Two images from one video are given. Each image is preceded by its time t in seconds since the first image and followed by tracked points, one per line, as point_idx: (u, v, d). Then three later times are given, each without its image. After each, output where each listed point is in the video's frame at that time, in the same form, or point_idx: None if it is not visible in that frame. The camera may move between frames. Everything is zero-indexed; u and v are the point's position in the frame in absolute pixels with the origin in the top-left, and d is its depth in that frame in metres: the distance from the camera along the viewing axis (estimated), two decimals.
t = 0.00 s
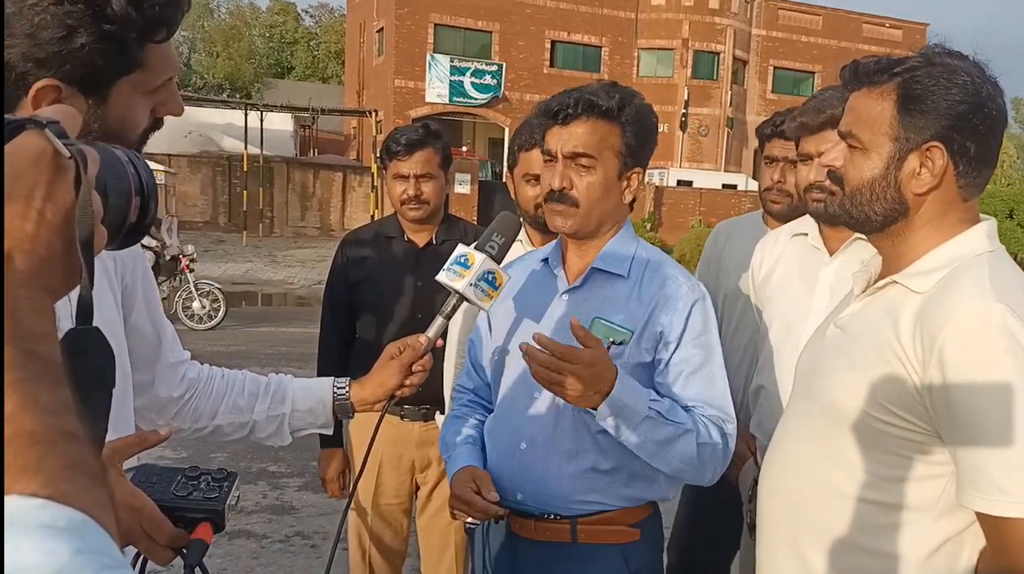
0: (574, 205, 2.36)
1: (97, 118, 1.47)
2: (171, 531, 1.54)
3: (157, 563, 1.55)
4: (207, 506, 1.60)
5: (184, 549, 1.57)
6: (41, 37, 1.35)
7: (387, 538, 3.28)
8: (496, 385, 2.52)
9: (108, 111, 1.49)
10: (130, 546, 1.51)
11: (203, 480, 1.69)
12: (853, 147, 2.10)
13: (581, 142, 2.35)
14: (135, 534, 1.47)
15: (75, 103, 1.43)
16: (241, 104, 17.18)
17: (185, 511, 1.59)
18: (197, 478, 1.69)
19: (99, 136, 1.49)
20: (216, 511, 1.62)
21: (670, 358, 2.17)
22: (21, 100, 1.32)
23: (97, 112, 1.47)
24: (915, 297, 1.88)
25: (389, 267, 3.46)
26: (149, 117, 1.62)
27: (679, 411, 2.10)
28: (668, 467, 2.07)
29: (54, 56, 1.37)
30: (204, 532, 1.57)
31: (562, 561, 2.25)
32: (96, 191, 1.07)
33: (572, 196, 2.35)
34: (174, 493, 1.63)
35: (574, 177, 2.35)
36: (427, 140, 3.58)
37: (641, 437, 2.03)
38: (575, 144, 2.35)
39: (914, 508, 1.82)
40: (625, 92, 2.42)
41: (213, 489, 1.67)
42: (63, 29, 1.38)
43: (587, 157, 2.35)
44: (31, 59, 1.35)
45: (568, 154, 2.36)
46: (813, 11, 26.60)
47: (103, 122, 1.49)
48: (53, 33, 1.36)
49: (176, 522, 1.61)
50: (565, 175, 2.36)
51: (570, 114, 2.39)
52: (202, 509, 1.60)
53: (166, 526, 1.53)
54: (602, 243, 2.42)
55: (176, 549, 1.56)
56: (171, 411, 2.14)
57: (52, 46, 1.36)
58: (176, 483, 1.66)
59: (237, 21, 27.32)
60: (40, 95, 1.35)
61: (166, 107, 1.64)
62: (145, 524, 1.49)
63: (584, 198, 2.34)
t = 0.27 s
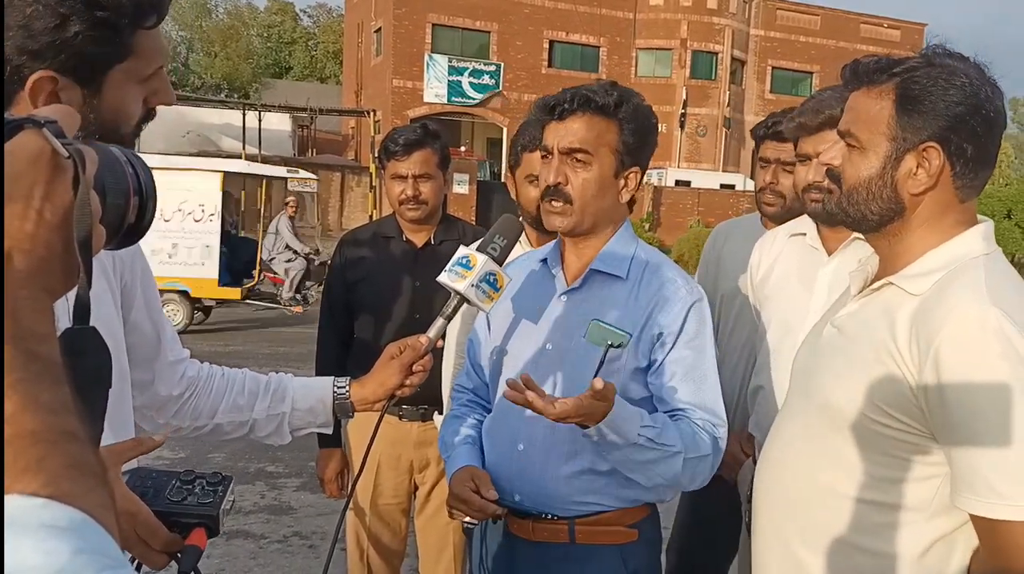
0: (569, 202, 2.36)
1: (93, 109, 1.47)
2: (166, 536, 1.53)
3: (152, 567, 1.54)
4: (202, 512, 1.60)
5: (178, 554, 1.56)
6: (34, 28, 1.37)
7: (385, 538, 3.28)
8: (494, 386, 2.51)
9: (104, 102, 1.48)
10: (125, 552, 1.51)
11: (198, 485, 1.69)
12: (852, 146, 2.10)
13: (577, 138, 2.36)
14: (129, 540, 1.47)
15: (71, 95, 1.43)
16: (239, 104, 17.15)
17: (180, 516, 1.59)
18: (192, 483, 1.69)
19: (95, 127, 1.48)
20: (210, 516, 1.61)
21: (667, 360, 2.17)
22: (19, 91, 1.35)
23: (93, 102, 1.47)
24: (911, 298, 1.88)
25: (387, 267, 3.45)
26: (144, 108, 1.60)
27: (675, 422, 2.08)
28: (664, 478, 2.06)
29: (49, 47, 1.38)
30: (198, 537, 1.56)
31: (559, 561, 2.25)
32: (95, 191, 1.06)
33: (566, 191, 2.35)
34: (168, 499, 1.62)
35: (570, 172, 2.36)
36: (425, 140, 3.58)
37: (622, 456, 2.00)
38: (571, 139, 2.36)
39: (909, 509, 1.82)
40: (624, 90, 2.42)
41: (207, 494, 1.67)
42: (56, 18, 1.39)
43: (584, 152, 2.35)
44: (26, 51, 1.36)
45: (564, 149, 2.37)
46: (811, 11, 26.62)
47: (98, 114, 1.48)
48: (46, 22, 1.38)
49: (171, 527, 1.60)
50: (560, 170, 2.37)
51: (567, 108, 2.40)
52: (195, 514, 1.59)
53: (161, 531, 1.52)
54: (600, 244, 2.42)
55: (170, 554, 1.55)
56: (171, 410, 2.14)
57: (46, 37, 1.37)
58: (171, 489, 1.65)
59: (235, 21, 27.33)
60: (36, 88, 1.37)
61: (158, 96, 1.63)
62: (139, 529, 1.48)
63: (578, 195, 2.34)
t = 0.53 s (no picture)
0: (565, 199, 2.36)
1: (84, 103, 1.46)
2: (162, 538, 1.53)
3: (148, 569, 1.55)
4: (198, 514, 1.59)
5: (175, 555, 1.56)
6: (24, 20, 1.36)
7: (383, 538, 3.28)
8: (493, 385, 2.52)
9: (96, 95, 1.48)
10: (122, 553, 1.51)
11: (195, 487, 1.69)
12: (845, 146, 2.11)
13: (574, 136, 2.36)
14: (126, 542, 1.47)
15: (62, 89, 1.43)
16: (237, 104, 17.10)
17: (176, 518, 1.58)
18: (189, 485, 1.69)
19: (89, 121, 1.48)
20: (206, 519, 1.60)
21: (663, 360, 2.17)
22: (12, 86, 1.35)
23: (85, 96, 1.47)
24: (904, 296, 1.88)
25: (385, 267, 3.45)
26: (136, 102, 1.60)
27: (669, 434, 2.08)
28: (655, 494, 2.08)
29: (40, 39, 1.38)
30: (195, 539, 1.55)
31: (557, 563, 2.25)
32: (93, 193, 1.06)
33: (563, 188, 2.35)
34: (165, 499, 1.62)
35: (566, 169, 2.36)
36: (423, 140, 3.58)
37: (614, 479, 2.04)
38: (568, 137, 2.37)
39: (905, 505, 1.82)
40: (622, 89, 2.42)
41: (204, 496, 1.66)
42: (45, 10, 1.38)
43: (580, 150, 2.36)
44: (18, 45, 1.36)
45: (561, 147, 2.38)
46: (809, 11, 26.62)
47: (90, 108, 1.47)
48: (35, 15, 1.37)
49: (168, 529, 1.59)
50: (557, 167, 2.37)
51: (564, 106, 2.42)
52: (192, 516, 1.58)
53: (158, 532, 1.52)
54: (599, 244, 2.42)
55: (166, 556, 1.55)
56: (166, 410, 2.13)
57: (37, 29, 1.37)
58: (168, 490, 1.65)
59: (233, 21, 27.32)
60: (28, 83, 1.38)
61: (150, 90, 1.63)
62: (137, 531, 1.47)
63: (576, 191, 2.34)
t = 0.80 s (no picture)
0: (563, 197, 2.36)
1: (79, 97, 1.45)
2: (165, 538, 1.54)
3: (150, 569, 1.56)
4: (200, 514, 1.57)
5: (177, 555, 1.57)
6: (19, 12, 1.35)
7: (382, 537, 3.28)
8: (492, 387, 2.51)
9: (91, 87, 1.47)
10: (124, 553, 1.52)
11: (195, 486, 1.67)
12: (836, 146, 2.11)
13: (573, 134, 2.37)
14: (129, 542, 1.48)
15: (56, 82, 1.41)
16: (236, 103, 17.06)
17: (179, 518, 1.57)
18: (189, 485, 1.67)
19: (85, 115, 1.47)
20: (208, 519, 1.58)
21: (660, 360, 2.17)
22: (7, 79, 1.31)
23: (80, 89, 1.46)
24: (897, 292, 1.88)
25: (383, 267, 3.45)
26: (130, 98, 1.59)
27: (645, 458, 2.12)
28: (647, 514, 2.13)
29: (34, 30, 1.37)
30: (197, 538, 1.54)
31: (555, 565, 2.24)
32: (93, 197, 1.06)
33: (561, 187, 2.35)
34: (166, 500, 1.60)
35: (563, 169, 2.36)
36: (422, 140, 3.58)
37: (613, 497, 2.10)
38: (566, 135, 2.37)
39: (901, 501, 1.82)
40: (620, 87, 2.41)
41: (205, 496, 1.64)
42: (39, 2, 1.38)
43: (577, 148, 2.36)
44: (12, 37, 1.35)
45: (558, 145, 2.38)
46: (808, 11, 26.64)
47: (86, 101, 1.47)
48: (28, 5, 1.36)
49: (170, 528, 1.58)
50: (554, 166, 2.37)
51: (562, 104, 2.42)
52: (194, 516, 1.57)
53: (161, 532, 1.54)
54: (596, 243, 2.41)
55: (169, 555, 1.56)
56: (161, 410, 2.12)
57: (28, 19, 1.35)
58: (169, 490, 1.62)
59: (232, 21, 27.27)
60: (23, 76, 1.34)
61: (144, 87, 1.63)
62: (139, 530, 1.49)
63: (573, 191, 2.34)
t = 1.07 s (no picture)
0: (568, 199, 2.36)
1: (82, 91, 1.45)
2: (168, 536, 1.55)
3: (152, 567, 1.56)
4: (201, 511, 1.59)
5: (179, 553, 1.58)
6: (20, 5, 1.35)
7: (382, 538, 3.28)
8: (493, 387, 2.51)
9: (92, 80, 1.47)
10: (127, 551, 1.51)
11: (195, 484, 1.68)
12: (829, 147, 2.11)
13: (573, 134, 2.36)
14: (132, 540, 1.48)
15: (58, 76, 1.41)
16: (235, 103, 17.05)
17: (180, 516, 1.58)
18: (189, 483, 1.68)
19: (85, 109, 1.47)
20: (211, 515, 1.60)
21: (662, 359, 2.17)
22: (9, 74, 1.32)
23: (81, 83, 1.45)
24: (891, 290, 1.88)
25: (382, 266, 3.45)
26: (132, 93, 1.60)
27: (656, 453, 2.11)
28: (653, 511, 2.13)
29: (35, 25, 1.36)
30: (200, 535, 1.56)
31: (555, 564, 2.24)
32: (95, 194, 1.06)
33: (565, 189, 2.35)
34: (167, 498, 1.61)
35: (567, 170, 2.36)
36: (421, 140, 3.58)
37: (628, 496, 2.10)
38: (566, 136, 2.37)
39: (900, 499, 1.82)
40: (614, 85, 2.42)
41: (206, 494, 1.66)
42: None
43: (580, 148, 2.36)
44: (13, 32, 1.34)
45: (560, 147, 2.37)
46: (806, 10, 26.65)
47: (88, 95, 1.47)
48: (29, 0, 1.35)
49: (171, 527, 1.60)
50: (557, 168, 2.37)
51: (558, 107, 2.42)
52: (196, 513, 1.59)
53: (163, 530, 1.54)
54: (600, 242, 2.41)
55: (171, 553, 1.57)
56: (158, 410, 2.13)
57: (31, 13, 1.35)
58: (169, 488, 1.64)
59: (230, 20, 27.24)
60: (24, 71, 1.35)
61: (146, 81, 1.62)
62: (142, 529, 1.49)
63: (577, 192, 2.34)
